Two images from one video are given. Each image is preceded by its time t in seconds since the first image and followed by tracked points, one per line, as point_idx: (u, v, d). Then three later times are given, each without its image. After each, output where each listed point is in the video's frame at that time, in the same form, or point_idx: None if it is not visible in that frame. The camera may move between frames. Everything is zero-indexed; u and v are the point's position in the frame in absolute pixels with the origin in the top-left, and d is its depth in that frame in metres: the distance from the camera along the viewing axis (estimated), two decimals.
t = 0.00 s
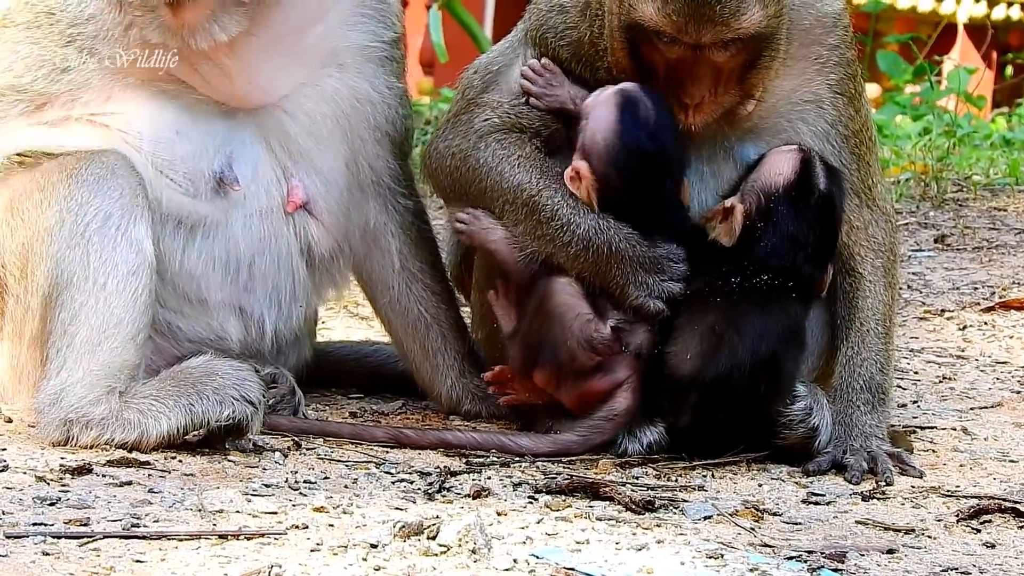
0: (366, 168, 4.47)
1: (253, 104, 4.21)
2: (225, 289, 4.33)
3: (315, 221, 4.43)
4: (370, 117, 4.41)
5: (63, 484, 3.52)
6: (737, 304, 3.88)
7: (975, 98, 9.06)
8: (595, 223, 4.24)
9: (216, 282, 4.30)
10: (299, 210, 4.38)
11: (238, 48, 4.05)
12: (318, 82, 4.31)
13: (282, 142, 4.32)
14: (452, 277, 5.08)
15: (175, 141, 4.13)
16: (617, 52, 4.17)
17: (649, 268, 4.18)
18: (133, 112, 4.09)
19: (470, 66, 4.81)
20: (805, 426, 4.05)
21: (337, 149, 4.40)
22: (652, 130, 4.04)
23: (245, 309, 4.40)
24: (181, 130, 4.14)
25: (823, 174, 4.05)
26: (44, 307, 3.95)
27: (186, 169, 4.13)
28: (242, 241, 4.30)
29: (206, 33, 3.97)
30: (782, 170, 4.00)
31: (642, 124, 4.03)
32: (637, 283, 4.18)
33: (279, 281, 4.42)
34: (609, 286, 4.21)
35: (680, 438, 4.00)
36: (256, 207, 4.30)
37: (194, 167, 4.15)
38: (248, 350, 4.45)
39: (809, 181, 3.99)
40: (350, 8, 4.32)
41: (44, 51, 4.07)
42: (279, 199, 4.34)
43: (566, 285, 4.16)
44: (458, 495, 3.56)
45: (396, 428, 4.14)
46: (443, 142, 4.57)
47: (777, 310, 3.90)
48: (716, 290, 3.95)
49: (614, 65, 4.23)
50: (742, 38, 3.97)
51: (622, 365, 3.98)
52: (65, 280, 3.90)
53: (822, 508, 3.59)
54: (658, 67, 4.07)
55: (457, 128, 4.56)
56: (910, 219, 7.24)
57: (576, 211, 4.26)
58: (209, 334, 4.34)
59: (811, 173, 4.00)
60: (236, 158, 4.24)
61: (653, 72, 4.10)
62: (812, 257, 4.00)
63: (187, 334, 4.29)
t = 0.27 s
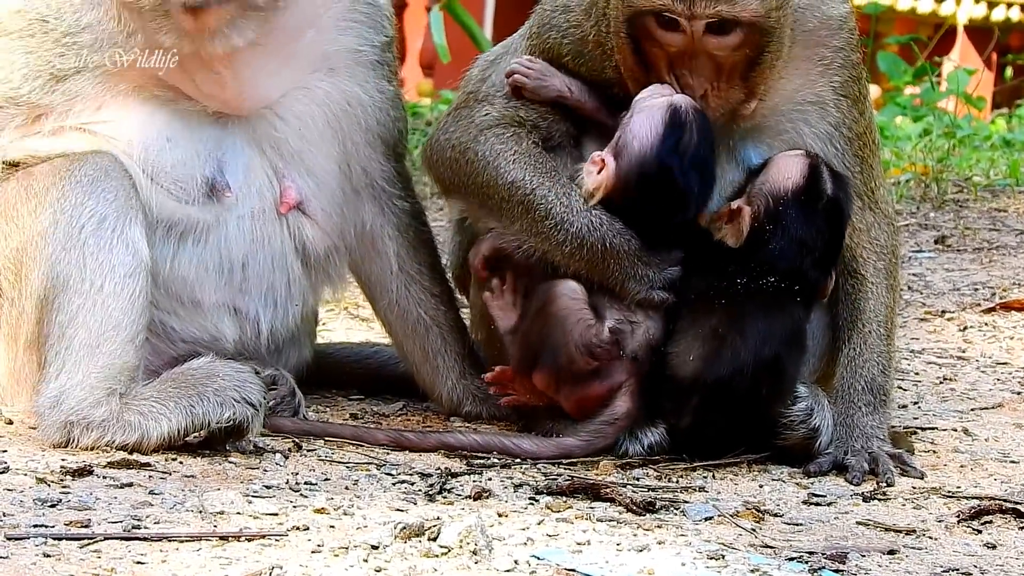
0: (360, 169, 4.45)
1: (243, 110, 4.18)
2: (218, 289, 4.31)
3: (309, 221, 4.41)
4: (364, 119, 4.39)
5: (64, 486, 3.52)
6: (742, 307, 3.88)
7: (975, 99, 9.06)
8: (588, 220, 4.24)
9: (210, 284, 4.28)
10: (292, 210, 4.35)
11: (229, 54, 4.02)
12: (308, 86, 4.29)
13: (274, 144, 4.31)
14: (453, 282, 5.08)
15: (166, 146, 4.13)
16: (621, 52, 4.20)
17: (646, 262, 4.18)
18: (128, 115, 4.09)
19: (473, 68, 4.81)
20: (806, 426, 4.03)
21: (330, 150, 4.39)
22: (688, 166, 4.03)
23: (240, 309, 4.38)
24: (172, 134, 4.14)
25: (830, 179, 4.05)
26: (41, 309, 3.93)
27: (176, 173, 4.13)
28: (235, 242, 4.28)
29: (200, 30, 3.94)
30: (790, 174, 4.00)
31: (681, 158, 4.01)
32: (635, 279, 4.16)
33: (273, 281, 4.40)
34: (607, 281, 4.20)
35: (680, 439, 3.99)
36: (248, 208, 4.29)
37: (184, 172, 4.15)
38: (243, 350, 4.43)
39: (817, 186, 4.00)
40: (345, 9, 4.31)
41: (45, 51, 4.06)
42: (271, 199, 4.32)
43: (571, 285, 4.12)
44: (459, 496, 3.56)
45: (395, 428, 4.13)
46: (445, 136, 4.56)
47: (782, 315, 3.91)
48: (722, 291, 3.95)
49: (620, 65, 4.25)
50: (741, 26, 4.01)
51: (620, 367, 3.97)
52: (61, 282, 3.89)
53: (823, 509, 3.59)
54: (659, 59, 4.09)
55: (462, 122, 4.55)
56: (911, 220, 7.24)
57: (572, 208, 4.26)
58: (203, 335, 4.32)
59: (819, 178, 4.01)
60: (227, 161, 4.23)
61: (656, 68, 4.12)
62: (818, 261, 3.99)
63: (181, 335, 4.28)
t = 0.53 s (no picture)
0: (356, 170, 4.43)
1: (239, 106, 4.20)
2: (214, 289, 4.30)
3: (305, 219, 4.40)
4: (361, 120, 4.38)
5: (64, 487, 3.52)
6: (747, 307, 3.87)
7: (974, 98, 9.07)
8: (594, 215, 4.26)
9: (206, 284, 4.28)
10: (288, 209, 4.35)
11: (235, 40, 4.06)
12: (306, 86, 4.30)
13: (269, 143, 4.31)
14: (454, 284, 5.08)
15: (162, 148, 4.13)
16: (623, 49, 4.21)
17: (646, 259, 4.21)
18: (127, 117, 4.09)
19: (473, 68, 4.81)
20: (807, 426, 4.02)
21: (327, 149, 4.38)
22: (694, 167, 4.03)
23: (237, 310, 4.36)
24: (167, 136, 4.13)
25: (837, 185, 4.05)
26: (41, 311, 3.93)
27: (170, 174, 4.14)
28: (231, 241, 4.28)
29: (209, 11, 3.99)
30: (798, 177, 3.99)
31: (688, 159, 4.01)
32: (639, 274, 4.19)
33: (270, 282, 4.39)
34: (609, 277, 4.22)
35: (681, 440, 3.98)
36: (244, 208, 4.28)
37: (179, 173, 4.15)
38: (241, 350, 4.42)
39: (824, 190, 3.99)
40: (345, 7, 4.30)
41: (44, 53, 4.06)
42: (267, 198, 4.32)
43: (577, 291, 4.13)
44: (460, 496, 3.56)
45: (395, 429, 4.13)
46: (448, 134, 4.55)
47: (787, 317, 3.89)
48: (727, 292, 3.94)
49: (622, 65, 4.26)
50: (742, 14, 4.05)
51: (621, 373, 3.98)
52: (60, 286, 3.89)
53: (824, 508, 3.59)
54: (659, 50, 4.11)
55: (463, 120, 4.54)
56: (910, 220, 7.24)
57: (575, 203, 4.28)
58: (201, 335, 4.31)
59: (827, 182, 4.00)
60: (222, 161, 4.23)
61: (656, 61, 4.13)
62: (823, 265, 3.99)
63: (178, 336, 4.27)
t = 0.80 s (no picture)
0: (355, 172, 4.43)
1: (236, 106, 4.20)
2: (213, 290, 4.29)
3: (304, 221, 4.38)
4: (358, 122, 4.38)
5: (65, 489, 3.52)
6: (746, 307, 3.88)
7: (975, 98, 9.07)
8: (588, 221, 4.23)
9: (206, 286, 4.27)
10: (287, 211, 4.33)
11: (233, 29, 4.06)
12: (305, 87, 4.29)
13: (268, 144, 4.30)
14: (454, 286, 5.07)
15: (159, 150, 4.13)
16: (621, 53, 4.19)
17: (645, 263, 4.20)
18: (127, 118, 4.10)
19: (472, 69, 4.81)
20: (808, 427, 4.02)
21: (325, 151, 4.37)
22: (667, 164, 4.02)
23: (236, 312, 4.35)
24: (165, 138, 4.13)
25: (837, 187, 4.03)
26: (40, 313, 3.93)
27: (168, 176, 4.14)
28: (230, 243, 4.27)
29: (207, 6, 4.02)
30: (800, 178, 3.97)
31: (659, 156, 4.00)
32: (634, 279, 4.17)
33: (269, 284, 4.38)
34: (605, 283, 4.19)
35: (681, 441, 3.97)
36: (243, 209, 4.27)
37: (177, 175, 4.15)
38: (241, 352, 4.41)
39: (825, 191, 3.98)
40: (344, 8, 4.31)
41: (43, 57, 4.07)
42: (265, 199, 4.30)
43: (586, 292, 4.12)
44: (460, 498, 3.56)
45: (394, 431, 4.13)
46: (447, 136, 4.54)
47: (788, 317, 3.90)
48: (726, 293, 3.96)
49: (620, 70, 4.23)
50: (739, 15, 4.05)
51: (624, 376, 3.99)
52: (59, 287, 3.89)
53: (824, 509, 3.59)
54: (656, 52, 4.09)
55: (463, 122, 4.53)
56: (911, 220, 7.23)
57: (570, 209, 4.24)
58: (200, 337, 4.30)
59: (828, 184, 4.00)
60: (221, 163, 4.22)
61: (654, 63, 4.11)
62: (825, 267, 4.00)
63: (178, 339, 4.26)
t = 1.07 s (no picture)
0: (355, 171, 4.43)
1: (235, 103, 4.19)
2: (212, 289, 4.28)
3: (304, 219, 4.37)
4: (359, 121, 4.38)
5: (65, 489, 3.52)
6: (748, 309, 3.88)
7: (975, 100, 9.07)
8: (583, 226, 4.23)
9: (205, 285, 4.27)
10: (286, 208, 4.32)
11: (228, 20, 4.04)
12: (305, 85, 4.29)
13: (268, 142, 4.29)
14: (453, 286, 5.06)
15: (158, 148, 4.13)
16: (611, 45, 4.19)
17: (642, 266, 4.20)
18: (127, 118, 4.10)
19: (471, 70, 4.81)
20: (808, 428, 4.01)
21: (325, 149, 4.37)
22: (644, 158, 4.00)
23: (236, 310, 4.35)
24: (164, 134, 4.14)
25: (842, 192, 4.01)
26: (39, 314, 3.93)
27: (166, 173, 4.15)
28: (228, 240, 4.26)
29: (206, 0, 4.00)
30: (806, 181, 3.95)
31: (632, 151, 3.99)
32: (633, 281, 4.18)
33: (269, 282, 4.37)
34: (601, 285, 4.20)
35: (681, 442, 3.98)
36: (242, 206, 4.26)
37: (175, 171, 4.15)
38: (241, 350, 4.41)
39: (830, 196, 3.96)
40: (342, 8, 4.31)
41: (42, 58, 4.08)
42: (265, 197, 4.28)
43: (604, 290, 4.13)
44: (460, 499, 3.56)
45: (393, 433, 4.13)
46: (445, 142, 4.52)
47: (790, 320, 3.89)
48: (729, 294, 3.95)
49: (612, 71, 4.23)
50: (727, 12, 4.06)
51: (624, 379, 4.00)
52: (59, 287, 3.88)
53: (824, 511, 3.59)
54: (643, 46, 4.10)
55: (462, 129, 4.51)
56: (911, 222, 7.23)
57: (564, 215, 4.24)
58: (199, 336, 4.30)
59: (832, 188, 3.97)
60: (220, 160, 4.21)
61: (641, 55, 4.11)
62: (829, 271, 3.97)
63: (177, 337, 4.27)
